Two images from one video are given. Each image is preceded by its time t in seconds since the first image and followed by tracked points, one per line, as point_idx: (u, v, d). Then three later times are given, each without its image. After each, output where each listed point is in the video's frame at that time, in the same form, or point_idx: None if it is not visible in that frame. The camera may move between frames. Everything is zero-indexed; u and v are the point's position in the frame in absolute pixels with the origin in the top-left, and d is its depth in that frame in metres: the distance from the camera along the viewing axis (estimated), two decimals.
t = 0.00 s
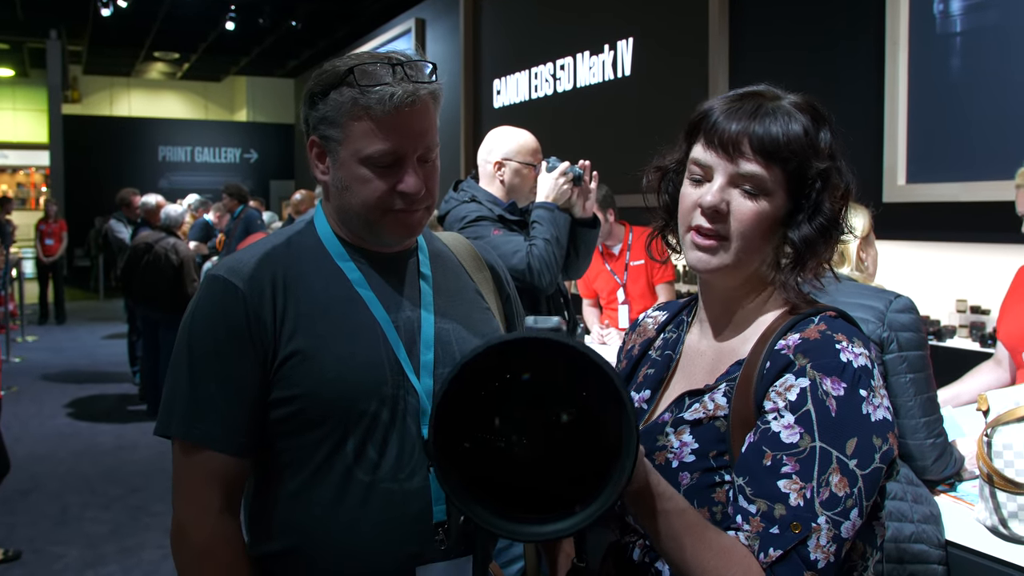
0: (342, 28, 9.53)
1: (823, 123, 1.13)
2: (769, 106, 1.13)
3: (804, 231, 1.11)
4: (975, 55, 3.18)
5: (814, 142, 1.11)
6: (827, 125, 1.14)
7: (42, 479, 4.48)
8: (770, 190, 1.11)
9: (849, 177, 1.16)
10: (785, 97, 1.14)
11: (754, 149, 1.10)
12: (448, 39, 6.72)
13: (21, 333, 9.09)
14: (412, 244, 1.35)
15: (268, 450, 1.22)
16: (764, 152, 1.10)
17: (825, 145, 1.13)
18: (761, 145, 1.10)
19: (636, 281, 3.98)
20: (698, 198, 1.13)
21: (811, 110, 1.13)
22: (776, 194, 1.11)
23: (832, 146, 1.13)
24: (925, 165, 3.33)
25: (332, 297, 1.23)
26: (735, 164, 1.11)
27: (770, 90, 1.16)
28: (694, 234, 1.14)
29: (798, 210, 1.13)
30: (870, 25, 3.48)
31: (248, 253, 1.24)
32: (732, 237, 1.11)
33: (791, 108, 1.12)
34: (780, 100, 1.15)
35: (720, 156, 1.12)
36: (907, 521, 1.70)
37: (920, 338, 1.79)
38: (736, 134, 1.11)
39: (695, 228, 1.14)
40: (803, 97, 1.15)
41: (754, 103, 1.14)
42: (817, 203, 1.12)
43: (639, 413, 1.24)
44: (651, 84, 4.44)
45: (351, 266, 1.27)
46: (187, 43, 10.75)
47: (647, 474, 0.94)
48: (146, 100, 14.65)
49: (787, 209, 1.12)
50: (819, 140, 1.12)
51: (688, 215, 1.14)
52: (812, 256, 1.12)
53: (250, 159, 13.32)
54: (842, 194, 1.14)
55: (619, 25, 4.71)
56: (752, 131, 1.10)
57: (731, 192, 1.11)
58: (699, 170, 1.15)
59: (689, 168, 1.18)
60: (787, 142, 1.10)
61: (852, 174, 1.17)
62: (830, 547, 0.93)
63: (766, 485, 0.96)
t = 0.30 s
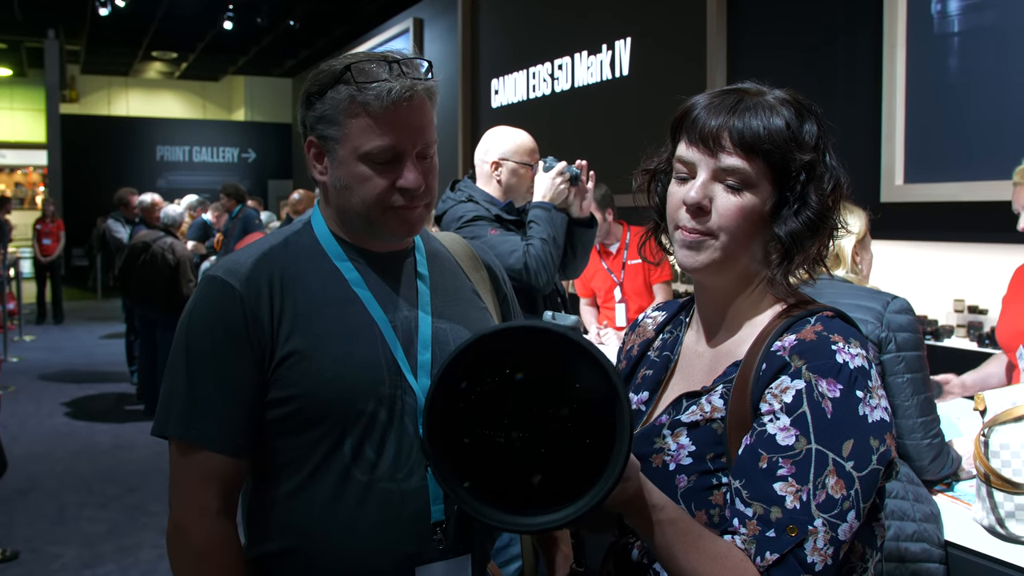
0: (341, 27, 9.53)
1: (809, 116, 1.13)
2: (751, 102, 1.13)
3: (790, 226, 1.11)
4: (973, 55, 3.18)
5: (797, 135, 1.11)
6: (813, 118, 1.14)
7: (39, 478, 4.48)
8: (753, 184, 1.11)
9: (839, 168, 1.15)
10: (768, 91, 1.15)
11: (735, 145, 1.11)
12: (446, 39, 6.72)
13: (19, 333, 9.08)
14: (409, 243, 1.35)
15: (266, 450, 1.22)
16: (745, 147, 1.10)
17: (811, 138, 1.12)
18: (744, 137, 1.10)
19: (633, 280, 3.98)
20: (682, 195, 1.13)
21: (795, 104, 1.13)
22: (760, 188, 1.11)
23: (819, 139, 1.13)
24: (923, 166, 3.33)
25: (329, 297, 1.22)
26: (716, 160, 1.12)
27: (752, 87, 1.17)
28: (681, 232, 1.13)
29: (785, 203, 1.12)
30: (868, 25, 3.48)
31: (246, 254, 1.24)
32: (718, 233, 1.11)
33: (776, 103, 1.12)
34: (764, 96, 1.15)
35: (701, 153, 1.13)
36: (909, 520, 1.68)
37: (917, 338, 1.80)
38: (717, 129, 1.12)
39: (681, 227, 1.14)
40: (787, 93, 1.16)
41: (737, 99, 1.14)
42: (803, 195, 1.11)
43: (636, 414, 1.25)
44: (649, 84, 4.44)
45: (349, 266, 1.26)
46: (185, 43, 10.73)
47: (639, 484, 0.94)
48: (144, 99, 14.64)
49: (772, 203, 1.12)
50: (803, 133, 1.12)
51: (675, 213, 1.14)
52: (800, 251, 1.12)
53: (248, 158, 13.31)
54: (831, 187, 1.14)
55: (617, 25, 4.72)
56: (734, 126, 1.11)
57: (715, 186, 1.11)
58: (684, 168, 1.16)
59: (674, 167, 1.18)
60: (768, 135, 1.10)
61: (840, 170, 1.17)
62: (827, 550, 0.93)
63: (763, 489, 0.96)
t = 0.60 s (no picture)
0: (340, 26, 9.52)
1: (787, 94, 1.08)
2: (723, 91, 1.10)
3: (779, 212, 1.07)
4: (973, 54, 3.17)
5: (769, 118, 1.07)
6: (794, 94, 1.09)
7: (40, 478, 4.47)
8: (733, 177, 1.08)
9: (830, 141, 1.10)
10: (743, 75, 1.11)
11: (704, 142, 1.08)
12: (445, 38, 6.72)
13: (19, 333, 9.08)
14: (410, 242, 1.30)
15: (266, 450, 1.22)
16: (715, 142, 1.07)
17: (790, 113, 1.08)
18: (712, 133, 1.07)
19: (633, 279, 4.00)
20: (667, 200, 1.12)
21: (768, 84, 1.09)
22: (741, 179, 1.08)
23: (800, 115, 1.08)
24: (923, 165, 3.34)
25: (329, 297, 1.20)
26: (690, 160, 1.10)
27: (725, 74, 1.14)
28: (675, 236, 1.12)
29: (771, 190, 1.08)
30: (868, 23, 3.48)
31: (247, 253, 1.26)
32: (707, 232, 1.09)
33: (751, 85, 1.09)
34: (740, 81, 1.11)
35: (677, 156, 1.11)
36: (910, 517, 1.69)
37: (917, 335, 1.79)
38: (685, 129, 1.10)
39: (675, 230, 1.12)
40: (763, 70, 1.12)
41: (708, 90, 1.11)
42: (786, 177, 1.07)
43: (647, 409, 1.24)
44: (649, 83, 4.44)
45: (349, 265, 1.22)
46: (185, 43, 10.72)
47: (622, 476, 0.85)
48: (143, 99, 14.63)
49: (759, 192, 1.08)
50: (778, 112, 1.08)
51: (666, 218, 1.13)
52: (791, 237, 1.09)
53: (248, 158, 13.31)
54: (826, 158, 1.10)
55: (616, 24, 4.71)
56: (702, 121, 1.08)
57: (696, 186, 1.09)
58: (667, 172, 1.14)
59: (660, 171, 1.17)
60: (735, 126, 1.06)
61: (839, 133, 1.12)
62: (832, 549, 0.92)
63: (767, 484, 0.95)
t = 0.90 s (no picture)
0: (340, 25, 9.51)
1: (809, 81, 1.04)
2: (742, 82, 1.06)
3: (803, 208, 1.03)
4: (973, 50, 3.16)
5: (788, 107, 1.03)
6: (818, 79, 1.04)
7: (40, 477, 4.48)
8: (753, 172, 1.04)
9: (859, 127, 1.04)
10: (765, 63, 1.07)
11: (719, 139, 1.05)
12: (444, 36, 6.71)
13: (19, 332, 9.08)
14: (410, 240, 1.34)
15: (267, 447, 1.21)
16: (731, 138, 1.04)
17: (812, 101, 1.03)
18: (727, 128, 1.04)
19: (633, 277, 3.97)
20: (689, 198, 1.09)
21: (789, 70, 1.04)
22: (761, 174, 1.04)
23: (825, 102, 1.03)
24: (923, 163, 3.34)
25: (331, 293, 1.22)
26: (709, 158, 1.07)
27: (746, 64, 1.09)
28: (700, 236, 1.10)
29: (793, 183, 1.04)
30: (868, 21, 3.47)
31: (248, 250, 1.24)
32: (729, 232, 1.06)
33: (767, 74, 1.05)
34: (761, 71, 1.07)
35: (697, 154, 1.09)
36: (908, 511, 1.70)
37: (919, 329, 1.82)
38: (703, 126, 1.07)
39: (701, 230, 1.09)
40: (785, 55, 1.08)
41: (726, 81, 1.08)
42: (809, 169, 1.03)
43: (667, 399, 1.24)
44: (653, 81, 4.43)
45: (349, 262, 1.25)
46: (184, 42, 10.70)
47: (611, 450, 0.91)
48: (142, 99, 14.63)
49: (782, 186, 1.04)
50: (798, 100, 1.03)
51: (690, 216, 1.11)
52: (816, 233, 1.04)
53: (247, 157, 13.31)
54: (854, 145, 1.04)
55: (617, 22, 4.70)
56: (720, 115, 1.05)
57: (716, 183, 1.06)
58: (689, 170, 1.12)
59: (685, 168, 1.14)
60: (752, 121, 1.03)
61: (869, 116, 1.06)
62: (832, 548, 0.87)
63: (771, 475, 0.92)
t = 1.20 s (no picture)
0: (340, 24, 9.51)
1: (865, 81, 1.00)
2: (791, 80, 1.03)
3: (848, 213, 1.00)
4: (974, 48, 3.15)
5: (839, 108, 0.99)
6: (872, 80, 1.00)
7: (41, 476, 4.48)
8: (798, 174, 1.01)
9: (912, 133, 1.00)
10: (817, 60, 1.04)
11: (765, 138, 1.02)
12: (445, 35, 6.71)
13: (19, 331, 9.09)
14: (409, 239, 1.33)
15: (267, 445, 1.21)
16: (777, 137, 1.01)
17: (864, 104, 1.00)
18: (774, 126, 1.01)
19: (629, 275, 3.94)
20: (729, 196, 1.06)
21: (842, 69, 1.01)
22: (807, 176, 1.01)
23: (878, 105, 1.00)
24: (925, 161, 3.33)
25: (328, 291, 1.21)
26: (752, 157, 1.04)
27: (798, 60, 1.06)
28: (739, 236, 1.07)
29: (839, 188, 1.00)
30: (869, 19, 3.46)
31: (245, 248, 1.24)
32: (769, 233, 1.03)
33: (819, 72, 1.02)
34: (811, 69, 1.04)
35: (741, 151, 1.05)
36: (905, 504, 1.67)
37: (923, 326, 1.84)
38: (748, 123, 1.04)
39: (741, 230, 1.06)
40: (838, 54, 1.04)
41: (776, 79, 1.05)
42: (857, 174, 0.99)
43: (693, 397, 1.23)
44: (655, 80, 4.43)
45: (348, 260, 1.25)
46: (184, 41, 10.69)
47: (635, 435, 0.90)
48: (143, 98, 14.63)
49: (827, 189, 1.01)
50: (850, 102, 1.00)
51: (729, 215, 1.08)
52: (860, 239, 1.01)
53: (248, 155, 13.32)
54: (905, 151, 1.00)
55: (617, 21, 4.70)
56: (767, 113, 1.02)
57: (758, 182, 1.03)
58: (731, 167, 1.09)
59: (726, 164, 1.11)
60: (801, 120, 1.00)
61: (922, 122, 1.02)
62: (843, 559, 0.85)
63: (785, 477, 0.91)
